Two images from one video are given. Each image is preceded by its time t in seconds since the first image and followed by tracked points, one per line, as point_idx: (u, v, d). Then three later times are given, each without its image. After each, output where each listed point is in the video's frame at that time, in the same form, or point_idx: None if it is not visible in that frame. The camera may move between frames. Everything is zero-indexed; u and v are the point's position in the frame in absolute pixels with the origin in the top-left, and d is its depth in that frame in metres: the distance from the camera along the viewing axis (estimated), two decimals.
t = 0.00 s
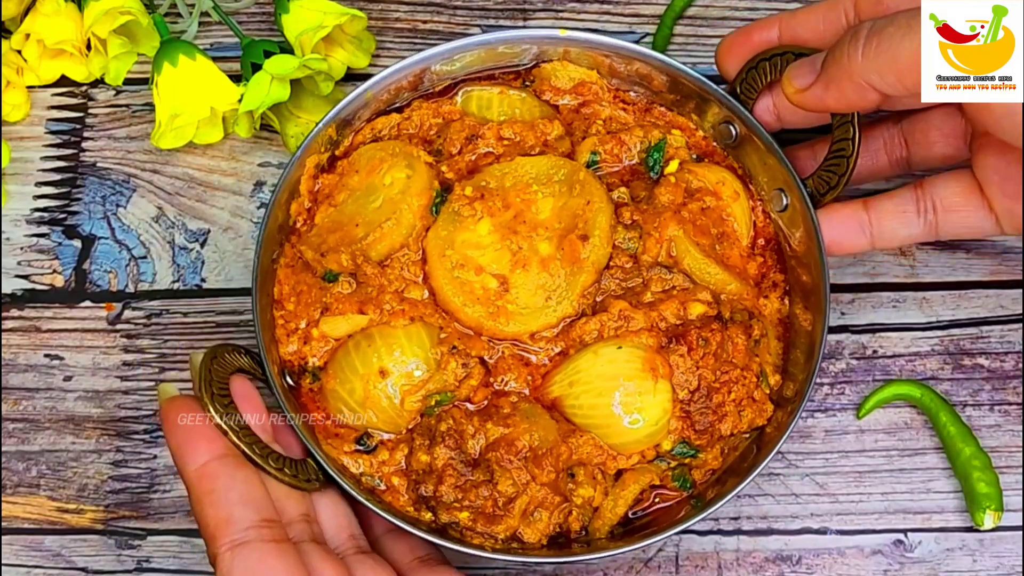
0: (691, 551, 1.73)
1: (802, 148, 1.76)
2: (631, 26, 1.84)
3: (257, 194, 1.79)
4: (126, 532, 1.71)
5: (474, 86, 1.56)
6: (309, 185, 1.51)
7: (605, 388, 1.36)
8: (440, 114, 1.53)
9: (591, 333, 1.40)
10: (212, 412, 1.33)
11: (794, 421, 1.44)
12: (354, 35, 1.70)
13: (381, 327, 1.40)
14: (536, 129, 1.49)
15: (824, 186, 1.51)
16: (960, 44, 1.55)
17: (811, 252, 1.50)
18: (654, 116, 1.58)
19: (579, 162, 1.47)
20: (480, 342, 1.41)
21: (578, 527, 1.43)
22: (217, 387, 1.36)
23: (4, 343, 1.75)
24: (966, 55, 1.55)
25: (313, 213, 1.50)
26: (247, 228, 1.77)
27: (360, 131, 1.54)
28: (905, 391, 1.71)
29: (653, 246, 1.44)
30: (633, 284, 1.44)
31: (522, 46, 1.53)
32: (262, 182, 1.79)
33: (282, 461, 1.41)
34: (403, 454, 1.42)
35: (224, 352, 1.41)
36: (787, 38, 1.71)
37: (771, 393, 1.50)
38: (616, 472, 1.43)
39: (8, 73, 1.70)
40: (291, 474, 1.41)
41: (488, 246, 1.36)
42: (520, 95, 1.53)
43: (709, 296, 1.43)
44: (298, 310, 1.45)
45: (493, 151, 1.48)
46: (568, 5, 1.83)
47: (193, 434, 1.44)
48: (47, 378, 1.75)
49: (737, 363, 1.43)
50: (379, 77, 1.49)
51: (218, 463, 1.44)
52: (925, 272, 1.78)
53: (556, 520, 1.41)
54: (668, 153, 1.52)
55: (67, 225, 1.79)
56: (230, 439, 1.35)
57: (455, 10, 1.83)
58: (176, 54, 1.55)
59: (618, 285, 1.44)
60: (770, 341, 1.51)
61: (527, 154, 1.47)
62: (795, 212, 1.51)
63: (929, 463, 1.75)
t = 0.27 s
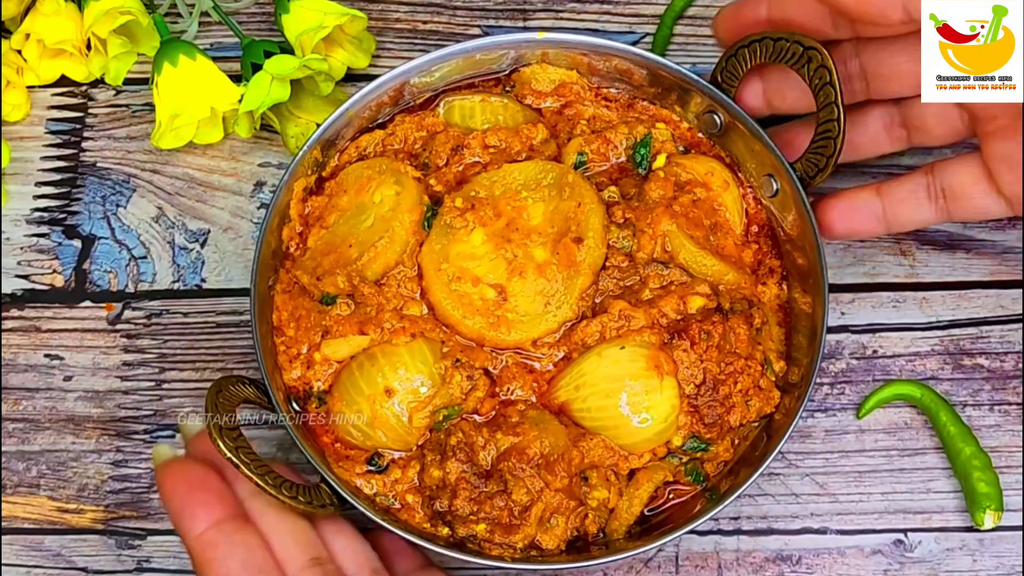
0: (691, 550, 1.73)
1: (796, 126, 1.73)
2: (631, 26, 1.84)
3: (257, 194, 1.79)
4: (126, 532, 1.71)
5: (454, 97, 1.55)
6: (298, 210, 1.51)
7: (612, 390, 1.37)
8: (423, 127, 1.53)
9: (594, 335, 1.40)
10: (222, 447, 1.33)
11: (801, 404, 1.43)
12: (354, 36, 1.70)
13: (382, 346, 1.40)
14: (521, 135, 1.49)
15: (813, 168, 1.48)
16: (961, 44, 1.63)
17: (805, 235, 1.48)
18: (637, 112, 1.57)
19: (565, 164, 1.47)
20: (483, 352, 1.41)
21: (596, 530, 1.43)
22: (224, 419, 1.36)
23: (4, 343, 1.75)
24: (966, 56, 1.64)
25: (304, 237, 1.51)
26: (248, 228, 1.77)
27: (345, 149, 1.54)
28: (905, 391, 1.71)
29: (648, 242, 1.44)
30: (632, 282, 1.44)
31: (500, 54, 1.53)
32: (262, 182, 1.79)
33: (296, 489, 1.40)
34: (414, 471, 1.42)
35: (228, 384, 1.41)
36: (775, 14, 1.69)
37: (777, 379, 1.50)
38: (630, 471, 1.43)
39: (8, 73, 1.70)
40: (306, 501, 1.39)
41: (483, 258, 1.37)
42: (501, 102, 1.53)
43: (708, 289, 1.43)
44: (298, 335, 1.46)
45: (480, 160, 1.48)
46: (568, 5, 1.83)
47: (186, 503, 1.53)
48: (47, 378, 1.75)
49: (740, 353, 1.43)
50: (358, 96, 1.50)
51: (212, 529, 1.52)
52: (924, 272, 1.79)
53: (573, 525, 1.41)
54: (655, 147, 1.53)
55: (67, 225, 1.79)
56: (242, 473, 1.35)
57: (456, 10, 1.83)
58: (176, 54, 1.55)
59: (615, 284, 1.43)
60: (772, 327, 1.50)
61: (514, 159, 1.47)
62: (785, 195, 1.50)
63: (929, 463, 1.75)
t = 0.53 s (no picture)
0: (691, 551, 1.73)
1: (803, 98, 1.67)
2: (631, 25, 1.84)
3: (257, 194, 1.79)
4: (126, 532, 1.71)
5: (454, 96, 1.56)
6: (299, 209, 1.52)
7: (612, 390, 1.37)
8: (423, 127, 1.53)
9: (594, 335, 1.40)
10: (222, 447, 1.32)
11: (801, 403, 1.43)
12: (354, 36, 1.71)
13: (382, 346, 1.40)
14: (521, 135, 1.48)
15: (813, 168, 1.48)
16: (959, 44, 1.79)
17: (804, 233, 1.47)
18: (637, 112, 1.58)
19: (566, 164, 1.47)
20: (483, 352, 1.41)
21: (595, 529, 1.42)
22: (223, 420, 1.36)
23: (4, 343, 1.75)
24: (966, 56, 1.78)
25: (304, 237, 1.51)
26: (247, 228, 1.77)
27: (345, 149, 1.55)
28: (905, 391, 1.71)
29: (648, 242, 1.44)
30: (631, 282, 1.43)
31: (500, 53, 1.53)
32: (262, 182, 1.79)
33: (296, 489, 1.39)
34: (414, 471, 1.42)
35: (228, 384, 1.41)
36: None
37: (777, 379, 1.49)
38: (630, 472, 1.43)
39: (8, 73, 1.70)
40: (307, 501, 1.39)
41: (483, 257, 1.37)
42: (502, 101, 1.53)
43: (708, 289, 1.42)
44: (298, 335, 1.46)
45: (481, 160, 1.48)
46: (567, 5, 1.83)
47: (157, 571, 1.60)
48: (47, 378, 1.75)
49: (740, 353, 1.43)
50: (359, 95, 1.50)
51: None
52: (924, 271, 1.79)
53: (573, 525, 1.41)
54: (655, 147, 1.52)
55: (67, 224, 1.79)
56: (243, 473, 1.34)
57: (456, 10, 1.83)
58: (176, 54, 1.55)
59: (615, 284, 1.43)
60: (772, 328, 1.50)
61: (514, 159, 1.47)
62: (785, 195, 1.49)
63: (929, 463, 1.75)
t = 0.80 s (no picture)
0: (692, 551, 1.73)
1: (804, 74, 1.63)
2: (631, 25, 1.84)
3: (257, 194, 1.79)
4: (126, 532, 1.71)
5: (454, 96, 1.56)
6: (299, 208, 1.51)
7: (612, 390, 1.37)
8: (423, 127, 1.53)
9: (593, 335, 1.40)
10: (222, 447, 1.34)
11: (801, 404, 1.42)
12: (354, 35, 1.70)
13: (382, 346, 1.40)
14: (521, 135, 1.48)
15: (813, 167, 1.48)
16: (960, 43, 1.72)
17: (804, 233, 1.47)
18: (637, 112, 1.57)
19: (566, 164, 1.47)
20: (482, 352, 1.41)
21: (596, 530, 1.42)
22: (225, 420, 1.38)
23: (5, 343, 1.75)
24: (966, 54, 1.68)
25: (304, 237, 1.51)
26: (248, 228, 1.77)
27: (345, 149, 1.54)
28: (906, 391, 1.71)
29: (647, 243, 1.44)
30: (631, 282, 1.44)
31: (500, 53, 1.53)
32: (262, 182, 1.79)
33: (296, 488, 1.41)
34: (414, 471, 1.43)
35: (229, 384, 1.42)
36: None
37: (777, 380, 1.49)
38: (630, 470, 1.44)
39: (7, 73, 1.70)
40: (306, 501, 1.40)
41: (483, 257, 1.37)
42: (501, 101, 1.53)
43: (707, 288, 1.43)
44: (298, 335, 1.46)
45: (481, 160, 1.48)
46: (568, 5, 1.83)
47: None
48: (47, 378, 1.75)
49: (740, 352, 1.43)
50: (358, 95, 1.50)
51: None
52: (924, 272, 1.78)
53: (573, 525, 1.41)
54: (655, 147, 1.52)
55: (67, 224, 1.79)
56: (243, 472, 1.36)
57: (456, 10, 1.83)
58: (176, 54, 1.55)
59: (615, 284, 1.43)
60: (772, 329, 1.50)
61: (514, 159, 1.47)
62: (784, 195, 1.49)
63: (929, 463, 1.75)
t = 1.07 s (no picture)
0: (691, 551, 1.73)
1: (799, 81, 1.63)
2: (631, 25, 1.84)
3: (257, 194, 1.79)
4: (126, 532, 1.71)
5: (454, 96, 1.55)
6: (299, 208, 1.51)
7: (612, 390, 1.37)
8: (423, 127, 1.53)
9: (593, 335, 1.40)
10: (222, 447, 1.34)
11: (801, 404, 1.43)
12: (354, 35, 1.70)
13: (382, 346, 1.40)
14: (521, 135, 1.48)
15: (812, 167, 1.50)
16: (960, 44, 1.71)
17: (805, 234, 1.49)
18: (637, 112, 1.57)
19: (566, 164, 1.47)
20: (483, 352, 1.41)
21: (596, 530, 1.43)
22: (225, 420, 1.38)
23: (5, 343, 1.75)
24: (966, 55, 1.68)
25: (304, 237, 1.51)
26: (248, 228, 1.77)
27: (345, 149, 1.54)
28: (906, 391, 1.71)
29: (648, 243, 1.44)
30: (632, 282, 1.44)
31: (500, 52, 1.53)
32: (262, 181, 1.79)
33: (296, 489, 1.41)
34: (414, 471, 1.43)
35: (229, 384, 1.42)
36: None
37: (777, 380, 1.49)
38: (630, 471, 1.44)
39: (7, 72, 1.70)
40: (306, 501, 1.40)
41: (483, 257, 1.37)
42: (501, 101, 1.53)
43: (708, 288, 1.43)
44: (298, 335, 1.46)
45: (481, 160, 1.48)
46: (568, 5, 1.83)
47: None
48: (47, 378, 1.75)
49: (740, 353, 1.43)
50: (357, 95, 1.51)
51: None
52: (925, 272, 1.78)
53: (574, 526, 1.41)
54: (655, 147, 1.52)
55: (67, 224, 1.79)
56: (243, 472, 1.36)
57: (455, 10, 1.83)
58: (175, 53, 1.55)
59: (615, 284, 1.43)
60: (771, 328, 1.50)
61: (514, 159, 1.47)
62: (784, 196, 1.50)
63: (929, 463, 1.75)
